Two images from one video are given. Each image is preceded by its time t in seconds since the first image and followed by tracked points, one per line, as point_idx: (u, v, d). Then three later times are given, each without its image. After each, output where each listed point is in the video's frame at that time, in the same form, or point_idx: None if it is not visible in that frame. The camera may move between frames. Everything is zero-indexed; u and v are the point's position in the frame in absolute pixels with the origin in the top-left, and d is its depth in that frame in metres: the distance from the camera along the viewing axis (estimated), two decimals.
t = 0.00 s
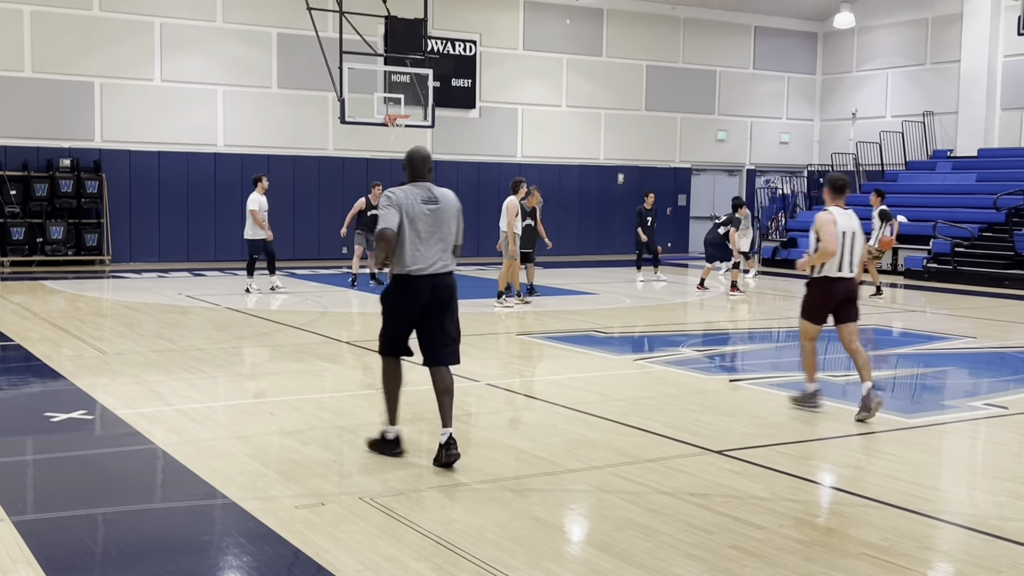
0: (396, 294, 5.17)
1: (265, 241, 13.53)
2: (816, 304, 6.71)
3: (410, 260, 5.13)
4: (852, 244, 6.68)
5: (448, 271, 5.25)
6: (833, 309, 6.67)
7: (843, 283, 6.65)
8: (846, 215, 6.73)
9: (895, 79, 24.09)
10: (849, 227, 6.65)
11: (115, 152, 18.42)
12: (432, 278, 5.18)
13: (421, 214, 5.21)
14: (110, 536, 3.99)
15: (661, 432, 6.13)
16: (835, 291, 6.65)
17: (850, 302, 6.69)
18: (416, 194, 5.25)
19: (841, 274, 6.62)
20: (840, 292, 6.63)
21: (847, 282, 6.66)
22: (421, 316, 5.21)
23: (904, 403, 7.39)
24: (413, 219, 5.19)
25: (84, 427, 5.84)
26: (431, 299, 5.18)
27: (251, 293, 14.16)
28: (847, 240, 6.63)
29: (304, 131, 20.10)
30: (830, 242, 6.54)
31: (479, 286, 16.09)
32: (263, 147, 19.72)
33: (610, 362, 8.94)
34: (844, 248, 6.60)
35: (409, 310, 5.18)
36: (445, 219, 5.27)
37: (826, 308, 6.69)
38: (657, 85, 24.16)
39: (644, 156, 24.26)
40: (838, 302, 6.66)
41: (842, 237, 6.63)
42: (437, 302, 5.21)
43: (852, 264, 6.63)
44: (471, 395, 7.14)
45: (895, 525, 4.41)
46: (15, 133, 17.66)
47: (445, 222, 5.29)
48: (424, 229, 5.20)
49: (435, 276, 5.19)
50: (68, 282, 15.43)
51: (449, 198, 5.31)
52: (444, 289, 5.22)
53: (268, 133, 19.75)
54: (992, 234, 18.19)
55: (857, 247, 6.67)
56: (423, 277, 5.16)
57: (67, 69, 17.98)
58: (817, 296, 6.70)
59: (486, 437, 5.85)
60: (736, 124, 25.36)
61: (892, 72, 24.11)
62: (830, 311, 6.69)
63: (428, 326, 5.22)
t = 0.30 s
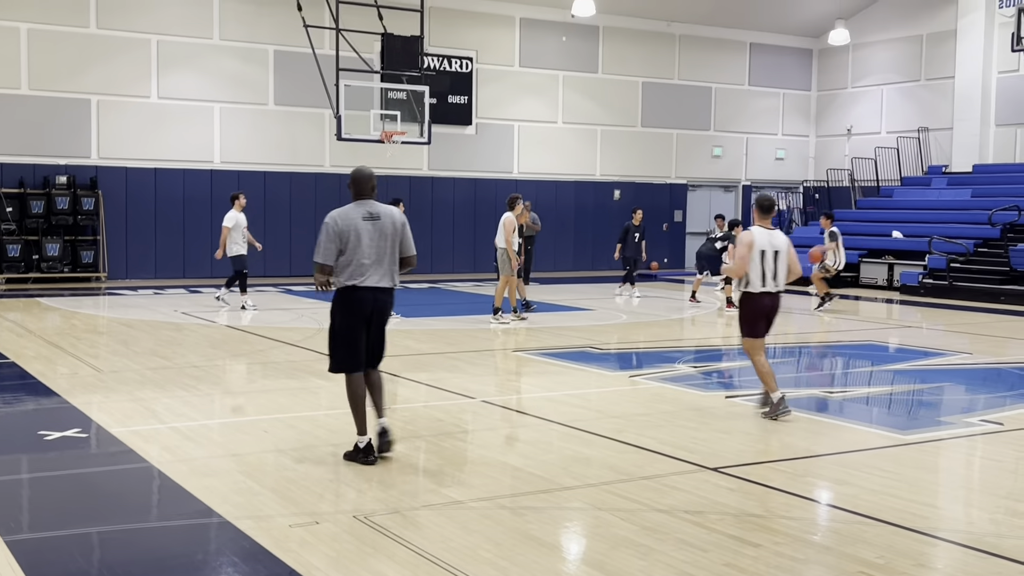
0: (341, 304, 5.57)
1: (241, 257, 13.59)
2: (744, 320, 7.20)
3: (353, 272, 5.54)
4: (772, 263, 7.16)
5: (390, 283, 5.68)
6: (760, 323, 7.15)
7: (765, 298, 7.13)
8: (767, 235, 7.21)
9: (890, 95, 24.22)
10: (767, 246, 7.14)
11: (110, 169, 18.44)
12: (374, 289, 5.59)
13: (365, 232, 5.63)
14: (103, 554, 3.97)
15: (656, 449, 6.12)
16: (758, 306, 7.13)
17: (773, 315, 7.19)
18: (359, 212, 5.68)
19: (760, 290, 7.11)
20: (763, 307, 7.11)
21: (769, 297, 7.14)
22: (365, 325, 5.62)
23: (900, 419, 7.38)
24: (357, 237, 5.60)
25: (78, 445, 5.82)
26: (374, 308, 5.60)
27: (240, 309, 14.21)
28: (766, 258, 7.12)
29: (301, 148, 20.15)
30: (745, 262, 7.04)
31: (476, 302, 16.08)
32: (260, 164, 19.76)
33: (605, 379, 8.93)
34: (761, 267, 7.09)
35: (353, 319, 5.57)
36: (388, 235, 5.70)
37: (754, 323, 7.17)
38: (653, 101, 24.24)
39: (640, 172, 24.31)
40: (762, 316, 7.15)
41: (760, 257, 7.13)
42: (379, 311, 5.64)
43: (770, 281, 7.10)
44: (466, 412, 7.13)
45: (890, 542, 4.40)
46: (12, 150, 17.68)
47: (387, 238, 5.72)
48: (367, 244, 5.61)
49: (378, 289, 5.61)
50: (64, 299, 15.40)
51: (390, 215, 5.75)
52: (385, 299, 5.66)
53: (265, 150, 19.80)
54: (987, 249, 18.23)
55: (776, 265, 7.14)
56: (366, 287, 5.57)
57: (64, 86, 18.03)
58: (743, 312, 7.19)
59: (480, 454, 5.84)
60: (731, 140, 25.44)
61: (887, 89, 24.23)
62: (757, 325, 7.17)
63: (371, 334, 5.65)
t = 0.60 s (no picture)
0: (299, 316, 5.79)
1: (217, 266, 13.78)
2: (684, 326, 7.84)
3: (306, 286, 5.75)
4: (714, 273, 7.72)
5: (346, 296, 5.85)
6: (699, 331, 7.82)
7: (706, 307, 7.78)
8: (708, 247, 7.74)
9: (887, 107, 24.30)
10: (709, 259, 7.67)
11: (108, 179, 18.45)
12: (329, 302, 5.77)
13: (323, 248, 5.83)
14: (98, 565, 3.96)
15: (654, 460, 6.11)
16: (699, 315, 7.79)
17: (713, 324, 7.86)
18: (319, 228, 5.88)
19: (701, 301, 7.74)
20: (704, 316, 7.77)
21: (709, 307, 7.81)
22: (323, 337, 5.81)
23: (898, 431, 7.38)
24: (316, 252, 5.80)
25: (74, 455, 5.80)
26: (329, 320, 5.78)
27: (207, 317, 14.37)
28: (708, 270, 7.66)
29: (298, 158, 20.18)
30: (690, 275, 7.57)
31: (474, 313, 16.07)
32: (257, 174, 19.78)
33: (602, 390, 8.93)
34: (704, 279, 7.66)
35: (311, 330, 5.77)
36: (344, 249, 5.87)
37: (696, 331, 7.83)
38: (650, 112, 24.29)
39: (637, 183, 24.34)
40: (703, 325, 7.81)
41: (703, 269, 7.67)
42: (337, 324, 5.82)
43: (711, 291, 7.69)
44: (463, 422, 7.12)
45: (887, 553, 4.40)
46: (10, 160, 17.70)
47: (345, 252, 5.88)
48: (322, 259, 5.80)
49: (338, 303, 5.81)
50: (61, 309, 15.39)
51: (351, 231, 5.93)
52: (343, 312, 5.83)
53: (263, 160, 19.83)
54: (984, 260, 18.26)
55: (717, 276, 7.71)
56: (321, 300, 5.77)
57: (62, 96, 18.05)
58: (685, 319, 7.81)
59: (477, 464, 5.83)
60: (728, 151, 25.50)
61: (883, 100, 24.31)
62: (697, 332, 7.83)
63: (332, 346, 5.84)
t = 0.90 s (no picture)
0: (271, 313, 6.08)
1: (191, 275, 13.87)
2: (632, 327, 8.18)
3: (280, 283, 6.05)
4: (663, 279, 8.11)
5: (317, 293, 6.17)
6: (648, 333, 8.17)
7: (654, 310, 8.13)
8: (659, 254, 8.13)
9: (884, 118, 24.36)
10: (660, 265, 8.07)
11: (105, 187, 18.44)
12: (300, 299, 6.10)
13: (293, 248, 6.13)
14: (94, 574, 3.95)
15: (650, 470, 6.11)
16: (647, 317, 8.14)
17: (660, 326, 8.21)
18: (290, 230, 6.19)
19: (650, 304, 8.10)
20: (651, 317, 8.13)
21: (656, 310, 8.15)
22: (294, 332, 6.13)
23: (895, 441, 7.37)
24: (286, 252, 6.11)
25: (70, 463, 5.79)
26: (299, 316, 6.11)
27: (172, 325, 14.30)
28: (658, 276, 8.06)
29: (296, 166, 20.20)
30: (640, 281, 7.96)
31: (472, 322, 16.06)
32: (255, 182, 19.79)
33: (599, 399, 8.93)
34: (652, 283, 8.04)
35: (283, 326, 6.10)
36: (314, 249, 6.19)
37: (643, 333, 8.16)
38: (647, 122, 24.33)
39: (634, 193, 24.37)
40: (651, 327, 8.14)
41: (654, 275, 8.05)
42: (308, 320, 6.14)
43: (661, 296, 8.08)
44: (460, 431, 7.11)
45: (882, 564, 4.40)
46: (8, 168, 17.70)
47: (315, 253, 6.21)
48: (293, 258, 6.11)
49: (304, 300, 6.12)
50: (58, 316, 15.37)
51: (320, 233, 6.26)
52: (313, 308, 6.14)
53: (261, 168, 19.85)
54: (981, 270, 18.31)
55: (667, 281, 8.11)
56: (292, 297, 6.09)
57: (60, 104, 18.06)
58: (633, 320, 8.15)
59: (473, 474, 5.82)
60: (726, 161, 25.55)
61: (881, 110, 24.38)
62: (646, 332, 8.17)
63: (303, 341, 6.14)
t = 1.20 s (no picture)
0: (246, 315, 6.41)
1: (170, 280, 13.90)
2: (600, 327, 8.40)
3: (256, 288, 6.38)
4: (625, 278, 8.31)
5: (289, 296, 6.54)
6: (612, 332, 8.32)
7: (615, 309, 8.32)
8: (621, 255, 8.36)
9: (882, 126, 24.42)
10: (618, 266, 8.29)
11: (104, 192, 18.44)
12: (275, 302, 6.45)
13: (266, 252, 6.46)
14: None
15: (649, 476, 6.11)
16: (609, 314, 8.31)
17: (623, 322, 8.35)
18: (261, 235, 6.50)
19: (611, 303, 8.31)
20: (612, 316, 8.29)
21: (618, 308, 8.32)
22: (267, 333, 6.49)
23: (894, 448, 7.38)
24: (260, 256, 6.43)
25: (69, 468, 5.79)
26: (273, 319, 6.46)
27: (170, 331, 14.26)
28: (616, 276, 8.28)
29: (295, 172, 20.22)
30: (595, 279, 8.24)
31: (470, 328, 16.06)
32: (255, 188, 19.80)
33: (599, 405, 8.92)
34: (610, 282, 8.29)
35: (257, 328, 6.44)
36: (286, 255, 6.53)
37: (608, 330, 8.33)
38: (646, 129, 24.36)
39: (633, 200, 24.40)
40: (613, 325, 8.31)
41: (612, 275, 8.29)
42: (280, 322, 6.50)
43: (620, 295, 8.29)
44: (459, 437, 7.11)
45: (881, 570, 4.40)
46: (7, 173, 17.71)
47: (286, 256, 6.55)
48: (268, 264, 6.44)
49: (277, 302, 6.47)
50: (57, 322, 15.36)
51: (289, 238, 6.60)
52: (285, 312, 6.52)
53: (260, 174, 19.86)
54: (980, 278, 18.31)
55: (627, 281, 8.30)
56: (267, 301, 6.43)
57: (60, 109, 18.09)
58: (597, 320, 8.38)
59: (473, 479, 5.82)
60: (725, 168, 25.59)
61: (880, 118, 24.43)
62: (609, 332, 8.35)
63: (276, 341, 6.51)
